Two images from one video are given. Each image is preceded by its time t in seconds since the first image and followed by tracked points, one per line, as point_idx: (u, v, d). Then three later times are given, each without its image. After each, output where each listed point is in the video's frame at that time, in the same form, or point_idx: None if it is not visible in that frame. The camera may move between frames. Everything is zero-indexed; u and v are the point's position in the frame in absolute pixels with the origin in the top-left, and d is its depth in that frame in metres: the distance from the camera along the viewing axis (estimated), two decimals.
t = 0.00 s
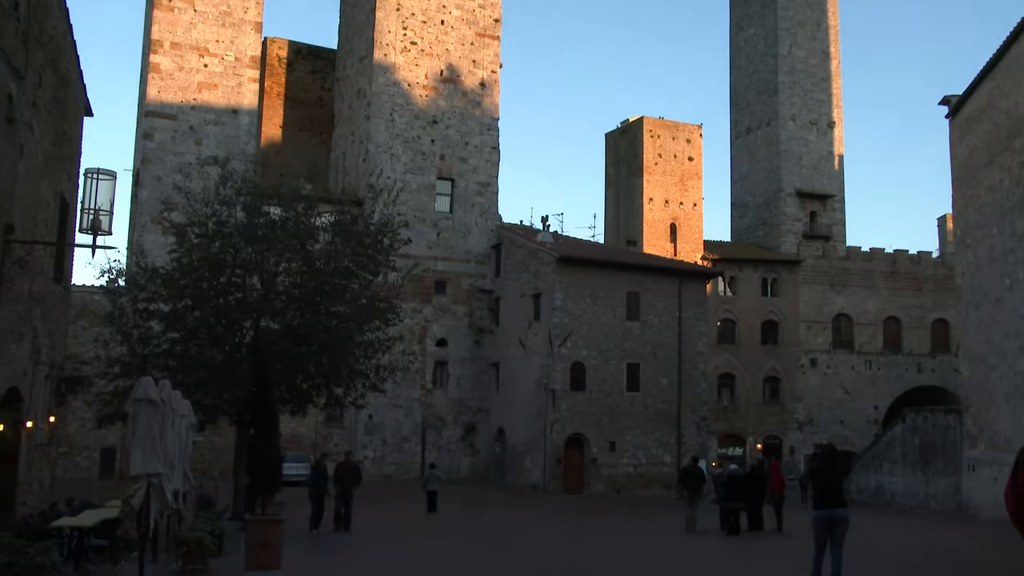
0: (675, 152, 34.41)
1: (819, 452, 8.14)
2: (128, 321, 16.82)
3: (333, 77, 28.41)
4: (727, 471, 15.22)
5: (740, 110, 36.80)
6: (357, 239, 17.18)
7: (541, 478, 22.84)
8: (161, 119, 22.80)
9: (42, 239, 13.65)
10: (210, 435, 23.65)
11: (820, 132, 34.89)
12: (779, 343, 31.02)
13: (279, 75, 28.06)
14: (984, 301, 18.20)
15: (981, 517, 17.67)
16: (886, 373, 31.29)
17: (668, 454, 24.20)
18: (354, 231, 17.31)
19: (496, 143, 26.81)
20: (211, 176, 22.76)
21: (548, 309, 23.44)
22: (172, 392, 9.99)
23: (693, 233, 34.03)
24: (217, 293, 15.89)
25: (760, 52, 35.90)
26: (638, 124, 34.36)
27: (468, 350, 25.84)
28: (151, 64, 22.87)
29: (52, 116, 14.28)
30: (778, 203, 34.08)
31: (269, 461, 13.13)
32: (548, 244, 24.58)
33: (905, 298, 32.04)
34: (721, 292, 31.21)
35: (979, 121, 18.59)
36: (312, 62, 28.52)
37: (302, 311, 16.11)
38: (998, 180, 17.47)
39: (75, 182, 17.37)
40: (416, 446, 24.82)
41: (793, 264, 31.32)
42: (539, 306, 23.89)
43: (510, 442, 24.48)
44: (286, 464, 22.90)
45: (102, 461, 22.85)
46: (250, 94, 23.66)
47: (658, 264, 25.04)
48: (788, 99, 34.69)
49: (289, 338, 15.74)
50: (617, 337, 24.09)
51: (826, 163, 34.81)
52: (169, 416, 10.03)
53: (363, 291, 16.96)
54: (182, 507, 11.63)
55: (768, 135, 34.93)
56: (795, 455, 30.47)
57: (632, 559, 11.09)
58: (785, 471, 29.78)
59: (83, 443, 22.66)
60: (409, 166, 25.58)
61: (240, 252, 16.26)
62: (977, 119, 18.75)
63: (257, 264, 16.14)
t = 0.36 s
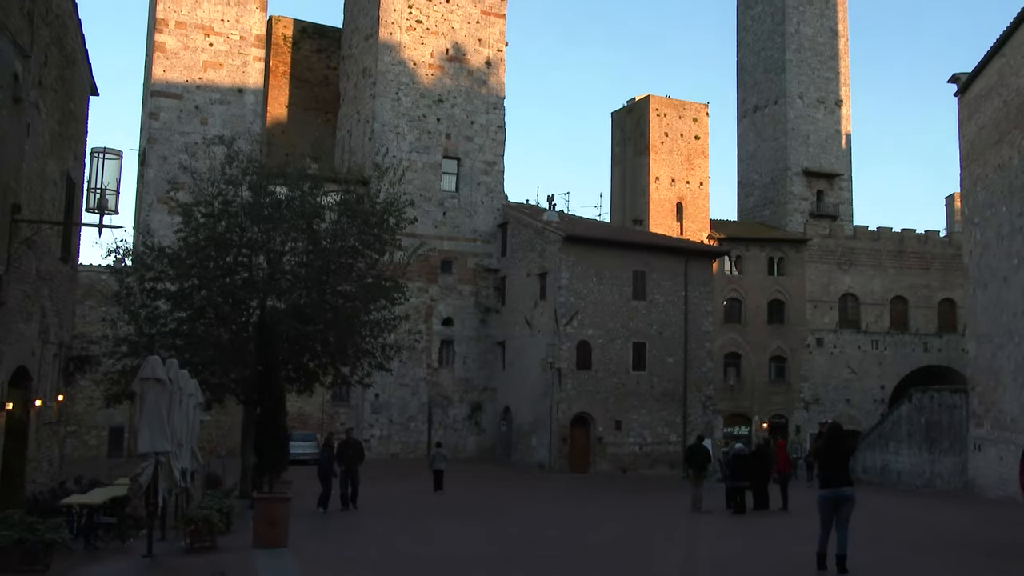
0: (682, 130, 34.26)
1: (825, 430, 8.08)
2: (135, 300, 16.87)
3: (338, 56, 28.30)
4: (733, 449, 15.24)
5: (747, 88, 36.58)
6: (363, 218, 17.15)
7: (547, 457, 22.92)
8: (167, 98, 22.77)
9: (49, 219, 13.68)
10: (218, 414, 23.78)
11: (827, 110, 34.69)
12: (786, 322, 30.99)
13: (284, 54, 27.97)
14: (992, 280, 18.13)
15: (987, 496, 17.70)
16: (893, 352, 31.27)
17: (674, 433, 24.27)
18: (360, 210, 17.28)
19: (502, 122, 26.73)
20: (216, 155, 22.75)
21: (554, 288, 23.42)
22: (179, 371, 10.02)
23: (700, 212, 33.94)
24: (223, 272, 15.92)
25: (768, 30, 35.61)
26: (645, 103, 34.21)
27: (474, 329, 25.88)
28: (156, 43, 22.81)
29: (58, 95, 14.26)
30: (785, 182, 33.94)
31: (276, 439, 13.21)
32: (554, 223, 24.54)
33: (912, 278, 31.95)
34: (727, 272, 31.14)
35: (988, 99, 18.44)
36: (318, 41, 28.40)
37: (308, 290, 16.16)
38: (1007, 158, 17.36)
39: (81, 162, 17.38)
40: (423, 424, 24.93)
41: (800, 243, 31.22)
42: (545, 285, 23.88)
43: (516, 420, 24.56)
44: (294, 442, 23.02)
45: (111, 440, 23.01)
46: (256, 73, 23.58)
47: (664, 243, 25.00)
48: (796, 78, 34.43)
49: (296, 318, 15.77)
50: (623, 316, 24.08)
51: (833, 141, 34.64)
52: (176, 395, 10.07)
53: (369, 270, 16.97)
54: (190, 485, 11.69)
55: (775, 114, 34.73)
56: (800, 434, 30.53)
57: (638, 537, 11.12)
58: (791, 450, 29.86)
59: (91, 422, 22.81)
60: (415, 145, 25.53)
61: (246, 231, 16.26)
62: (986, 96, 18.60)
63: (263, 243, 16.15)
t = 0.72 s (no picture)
0: (683, 117, 34.17)
1: (826, 417, 8.05)
2: (137, 288, 16.87)
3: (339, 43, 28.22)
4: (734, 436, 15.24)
5: (749, 75, 36.44)
6: (363, 205, 17.11)
7: (548, 444, 22.97)
8: (167, 85, 22.73)
9: (50, 206, 13.66)
10: (220, 401, 23.83)
11: (829, 97, 34.58)
12: (787, 309, 30.98)
13: (284, 41, 27.87)
14: (993, 267, 18.11)
15: (987, 482, 17.73)
16: (894, 339, 31.29)
17: (675, 420, 24.31)
18: (361, 197, 17.24)
19: (503, 109, 26.67)
20: (217, 142, 22.71)
21: (555, 275, 23.41)
22: (180, 358, 10.03)
23: (701, 199, 33.90)
24: (224, 259, 15.90)
25: (769, 16, 35.45)
26: (647, 89, 34.11)
27: (475, 316, 25.89)
28: (156, 30, 22.75)
29: (57, 82, 14.23)
30: (786, 168, 33.87)
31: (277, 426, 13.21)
32: (555, 210, 24.51)
33: (914, 265, 31.92)
34: (729, 258, 31.10)
35: (990, 85, 18.38)
36: (318, 27, 28.31)
37: (309, 277, 16.15)
38: (1008, 145, 17.32)
39: (82, 149, 17.36)
40: (424, 411, 24.99)
41: (802, 230, 31.18)
42: (547, 272, 23.86)
43: (517, 407, 24.60)
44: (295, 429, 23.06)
45: (113, 427, 23.08)
46: (256, 60, 23.53)
47: (665, 230, 24.97)
48: (797, 64, 34.30)
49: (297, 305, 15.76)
50: (624, 303, 24.08)
51: (835, 128, 34.55)
52: (178, 381, 10.09)
53: (370, 257, 16.94)
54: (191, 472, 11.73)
55: (776, 100, 34.62)
56: (801, 420, 30.58)
57: (639, 524, 11.15)
58: (792, 437, 29.93)
59: (93, 409, 22.87)
60: (416, 132, 25.48)
61: (247, 218, 16.24)
62: (988, 83, 18.53)
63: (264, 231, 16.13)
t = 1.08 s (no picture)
0: (683, 112, 34.15)
1: (825, 412, 8.05)
2: (136, 284, 16.86)
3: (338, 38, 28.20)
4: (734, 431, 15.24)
5: (749, 70, 36.39)
6: (362, 200, 17.10)
7: (548, 439, 22.98)
8: (166, 81, 22.69)
9: (49, 202, 13.65)
10: (220, 397, 23.84)
11: (829, 92, 34.54)
12: (787, 304, 30.97)
13: (284, 36, 27.81)
14: (993, 262, 18.11)
15: (986, 477, 17.76)
16: (893, 334, 31.30)
17: (674, 415, 24.33)
18: (360, 193, 17.23)
19: (502, 104, 26.65)
20: (216, 138, 22.68)
21: (555, 271, 23.41)
22: (180, 353, 10.02)
23: (700, 194, 33.90)
24: (224, 255, 15.90)
25: (769, 11, 35.38)
26: (646, 85, 34.08)
27: (475, 311, 25.89)
28: (155, 25, 22.70)
29: (56, 78, 14.21)
30: (786, 163, 33.86)
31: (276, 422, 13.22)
32: (555, 205, 24.49)
33: (913, 260, 31.92)
34: (728, 254, 31.07)
35: (990, 80, 18.36)
36: (317, 23, 28.28)
37: (309, 273, 16.15)
38: (1008, 140, 17.32)
39: (81, 145, 17.34)
40: (424, 407, 25.01)
41: (801, 225, 31.16)
42: (546, 268, 23.86)
43: (517, 403, 24.61)
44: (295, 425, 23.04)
45: (113, 424, 23.09)
46: (255, 55, 23.49)
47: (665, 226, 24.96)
48: (797, 59, 34.26)
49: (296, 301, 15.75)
50: (624, 298, 24.07)
51: (834, 123, 34.53)
52: (177, 377, 10.09)
53: (369, 253, 16.92)
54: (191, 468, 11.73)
55: (776, 95, 34.58)
56: (801, 415, 30.61)
57: (639, 519, 11.17)
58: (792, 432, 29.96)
59: (93, 406, 22.87)
60: (416, 128, 25.46)
61: (246, 214, 16.22)
62: (988, 78, 18.52)
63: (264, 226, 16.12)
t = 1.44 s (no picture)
0: (681, 107, 34.13)
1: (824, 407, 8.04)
2: (135, 283, 16.85)
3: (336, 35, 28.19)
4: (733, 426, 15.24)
5: (747, 64, 36.35)
6: (361, 197, 17.09)
7: (548, 435, 23.01)
8: (164, 79, 22.66)
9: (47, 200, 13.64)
10: (219, 395, 23.85)
11: (827, 86, 34.51)
12: (786, 299, 30.97)
13: (281, 33, 27.77)
14: (992, 255, 18.11)
15: (986, 470, 17.79)
16: (893, 328, 31.32)
17: (674, 410, 24.36)
18: (359, 190, 17.22)
19: (500, 100, 26.63)
20: (214, 136, 22.67)
21: (555, 266, 23.41)
22: (180, 352, 10.03)
23: (699, 189, 33.90)
24: (223, 253, 15.89)
25: (767, 5, 35.33)
26: (644, 80, 34.05)
27: (474, 308, 25.91)
28: (152, 23, 22.65)
29: (53, 76, 14.19)
30: (784, 158, 33.86)
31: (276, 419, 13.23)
32: (553, 201, 24.48)
33: (912, 254, 31.94)
34: (727, 248, 30.99)
35: (988, 73, 18.33)
36: (314, 20, 28.27)
37: (308, 270, 16.15)
38: (1007, 133, 17.31)
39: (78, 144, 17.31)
40: (424, 404, 25.04)
41: (800, 220, 31.15)
42: (545, 264, 23.86)
43: (516, 399, 24.63)
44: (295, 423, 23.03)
45: (113, 422, 23.11)
46: (253, 53, 23.47)
47: (664, 221, 24.96)
48: (795, 53, 34.23)
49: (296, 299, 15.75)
50: (623, 294, 24.08)
51: (832, 117, 34.51)
52: (177, 375, 10.08)
53: (368, 250, 16.92)
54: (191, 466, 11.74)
55: (774, 89, 34.55)
56: (801, 410, 30.65)
57: (639, 514, 11.18)
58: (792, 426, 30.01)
59: (93, 405, 22.87)
60: (414, 124, 25.44)
61: (245, 212, 16.22)
62: (986, 71, 18.50)
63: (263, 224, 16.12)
